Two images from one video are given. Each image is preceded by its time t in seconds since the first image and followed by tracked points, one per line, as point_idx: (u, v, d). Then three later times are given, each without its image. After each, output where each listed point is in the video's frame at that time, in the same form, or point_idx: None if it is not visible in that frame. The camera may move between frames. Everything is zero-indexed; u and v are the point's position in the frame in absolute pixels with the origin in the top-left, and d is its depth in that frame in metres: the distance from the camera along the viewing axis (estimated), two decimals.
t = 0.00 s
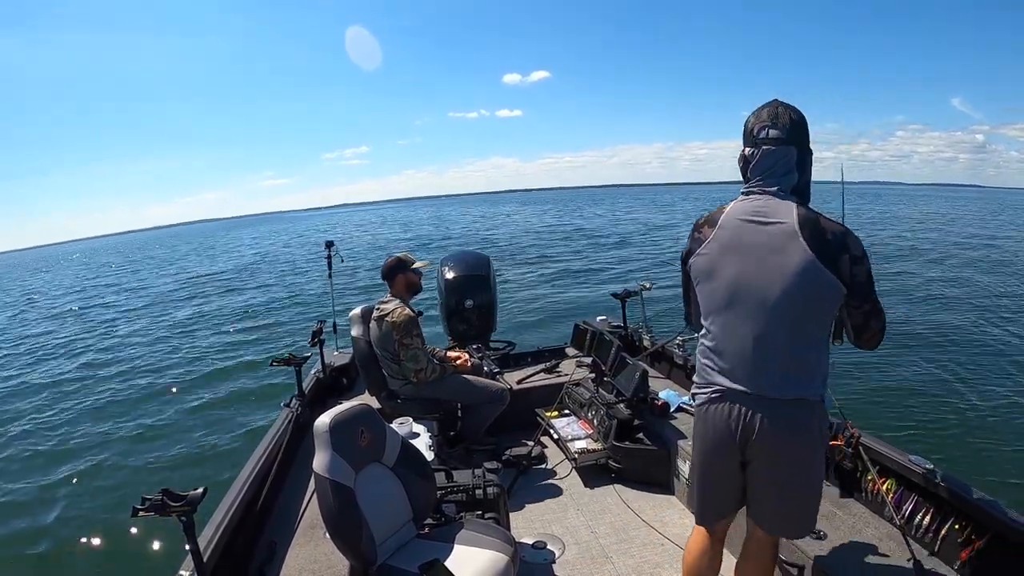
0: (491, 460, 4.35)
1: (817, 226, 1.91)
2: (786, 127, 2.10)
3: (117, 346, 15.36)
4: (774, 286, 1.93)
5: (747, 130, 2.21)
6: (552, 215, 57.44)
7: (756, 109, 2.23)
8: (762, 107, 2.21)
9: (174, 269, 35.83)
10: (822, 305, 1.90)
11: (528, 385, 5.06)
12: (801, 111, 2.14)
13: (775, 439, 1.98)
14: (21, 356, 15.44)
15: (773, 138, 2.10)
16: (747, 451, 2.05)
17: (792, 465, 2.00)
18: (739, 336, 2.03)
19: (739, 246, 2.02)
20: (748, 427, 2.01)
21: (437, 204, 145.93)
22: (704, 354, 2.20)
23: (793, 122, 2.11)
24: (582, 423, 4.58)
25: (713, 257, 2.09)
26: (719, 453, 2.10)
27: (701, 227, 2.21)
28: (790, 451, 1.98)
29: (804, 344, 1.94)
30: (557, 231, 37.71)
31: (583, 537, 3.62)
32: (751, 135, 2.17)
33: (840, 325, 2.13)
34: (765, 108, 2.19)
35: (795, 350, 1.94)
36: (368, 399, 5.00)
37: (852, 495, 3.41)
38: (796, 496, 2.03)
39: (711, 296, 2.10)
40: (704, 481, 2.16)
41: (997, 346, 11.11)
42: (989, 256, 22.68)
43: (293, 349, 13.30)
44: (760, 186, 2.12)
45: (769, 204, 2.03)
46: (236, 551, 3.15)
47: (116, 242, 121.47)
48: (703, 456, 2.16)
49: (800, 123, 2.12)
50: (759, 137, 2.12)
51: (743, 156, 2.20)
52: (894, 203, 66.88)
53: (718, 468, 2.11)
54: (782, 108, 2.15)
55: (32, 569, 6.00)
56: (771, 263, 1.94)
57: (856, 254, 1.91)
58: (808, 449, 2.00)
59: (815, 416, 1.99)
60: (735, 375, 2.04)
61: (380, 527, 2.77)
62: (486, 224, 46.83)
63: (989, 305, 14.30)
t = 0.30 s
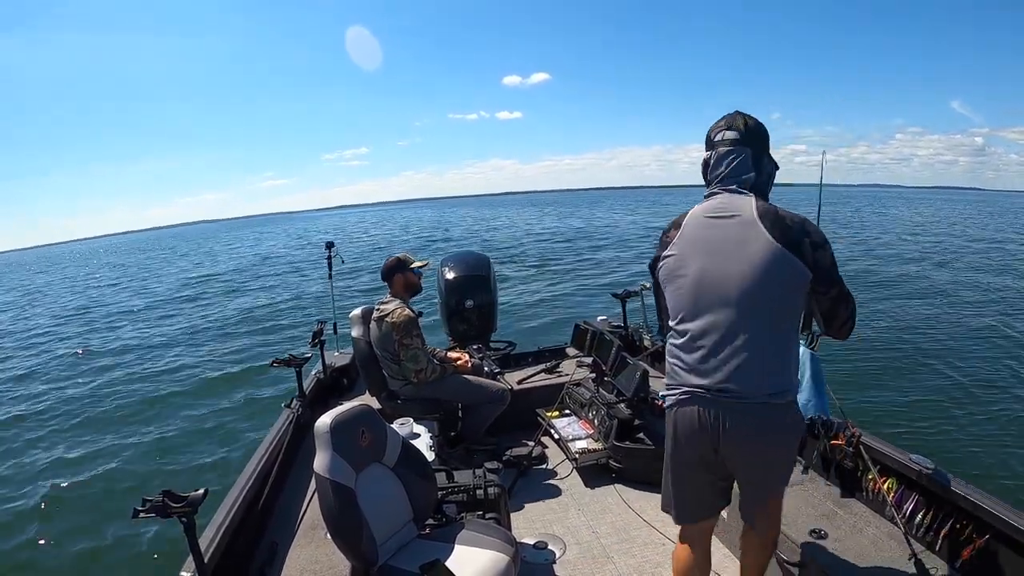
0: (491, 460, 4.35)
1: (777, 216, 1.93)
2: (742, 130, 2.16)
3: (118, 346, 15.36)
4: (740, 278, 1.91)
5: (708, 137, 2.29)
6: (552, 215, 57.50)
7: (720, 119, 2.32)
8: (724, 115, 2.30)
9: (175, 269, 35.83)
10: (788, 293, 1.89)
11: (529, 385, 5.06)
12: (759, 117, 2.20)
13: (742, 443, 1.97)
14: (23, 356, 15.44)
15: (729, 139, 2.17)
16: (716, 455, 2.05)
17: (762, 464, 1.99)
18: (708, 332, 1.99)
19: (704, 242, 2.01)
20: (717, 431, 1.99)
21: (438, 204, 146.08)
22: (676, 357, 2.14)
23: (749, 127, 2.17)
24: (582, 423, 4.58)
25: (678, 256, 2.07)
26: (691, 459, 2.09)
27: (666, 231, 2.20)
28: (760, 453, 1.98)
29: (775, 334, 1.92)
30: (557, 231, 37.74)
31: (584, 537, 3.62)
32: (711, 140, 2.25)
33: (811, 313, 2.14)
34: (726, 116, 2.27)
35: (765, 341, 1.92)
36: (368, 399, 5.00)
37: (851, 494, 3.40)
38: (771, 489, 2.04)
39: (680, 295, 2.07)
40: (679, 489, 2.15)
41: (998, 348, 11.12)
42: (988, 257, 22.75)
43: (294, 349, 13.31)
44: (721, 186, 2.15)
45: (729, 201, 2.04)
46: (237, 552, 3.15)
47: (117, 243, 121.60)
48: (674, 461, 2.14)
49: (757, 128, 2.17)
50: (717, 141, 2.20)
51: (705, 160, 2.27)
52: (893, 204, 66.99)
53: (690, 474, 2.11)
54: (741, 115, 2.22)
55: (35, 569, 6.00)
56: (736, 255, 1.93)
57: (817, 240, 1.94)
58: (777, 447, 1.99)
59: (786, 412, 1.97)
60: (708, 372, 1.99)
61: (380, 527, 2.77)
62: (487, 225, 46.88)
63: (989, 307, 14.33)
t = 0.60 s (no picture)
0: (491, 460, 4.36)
1: (750, 213, 1.98)
2: (721, 140, 2.29)
3: (117, 345, 15.35)
4: (717, 274, 1.95)
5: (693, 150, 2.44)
6: (552, 216, 57.50)
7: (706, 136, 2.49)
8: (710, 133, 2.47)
9: (174, 267, 35.78)
10: (767, 285, 1.91)
11: (529, 385, 5.07)
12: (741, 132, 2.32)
13: (741, 443, 1.97)
14: (22, 354, 15.40)
15: (709, 146, 2.31)
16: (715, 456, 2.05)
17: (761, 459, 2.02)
18: (692, 331, 2.01)
19: (683, 244, 2.05)
20: (715, 434, 1.98)
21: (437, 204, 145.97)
22: (663, 361, 2.14)
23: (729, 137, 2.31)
24: (582, 424, 4.58)
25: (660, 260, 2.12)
26: (690, 462, 2.09)
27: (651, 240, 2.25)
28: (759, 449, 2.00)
29: (759, 326, 1.92)
30: (558, 232, 37.70)
31: (584, 538, 3.62)
32: (694, 150, 2.40)
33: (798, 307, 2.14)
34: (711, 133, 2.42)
35: (747, 336, 1.93)
36: (368, 399, 5.01)
37: (851, 496, 3.40)
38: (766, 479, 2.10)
39: (662, 298, 2.10)
40: (682, 492, 2.15)
41: (999, 353, 11.11)
42: (987, 262, 22.81)
43: (294, 349, 13.30)
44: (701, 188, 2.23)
45: (706, 204, 2.10)
46: (236, 552, 3.15)
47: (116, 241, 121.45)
48: (675, 464, 2.14)
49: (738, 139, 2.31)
50: (697, 150, 2.35)
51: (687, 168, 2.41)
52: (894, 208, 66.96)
53: (692, 476, 2.10)
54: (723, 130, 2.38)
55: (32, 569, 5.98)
56: (712, 251, 1.97)
57: (792, 230, 1.98)
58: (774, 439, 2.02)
59: (778, 409, 1.98)
60: (694, 370, 2.00)
61: (379, 527, 2.77)
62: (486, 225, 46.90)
63: (988, 311, 14.37)
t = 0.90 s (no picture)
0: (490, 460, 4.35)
1: (746, 212, 1.98)
2: (711, 139, 2.28)
3: (116, 343, 15.33)
4: (714, 275, 1.94)
5: (683, 150, 2.43)
6: (551, 215, 57.48)
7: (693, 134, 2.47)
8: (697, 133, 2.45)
9: (174, 266, 35.69)
10: (764, 284, 1.91)
11: (528, 385, 5.07)
12: (729, 132, 2.33)
13: (742, 441, 1.97)
14: (21, 352, 15.39)
15: (702, 146, 2.29)
16: (717, 455, 2.06)
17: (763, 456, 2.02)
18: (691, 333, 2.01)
19: (679, 245, 2.04)
20: (716, 434, 1.98)
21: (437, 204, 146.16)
22: (661, 362, 2.14)
23: (719, 135, 2.30)
24: (581, 423, 4.59)
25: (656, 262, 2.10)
26: (691, 461, 2.09)
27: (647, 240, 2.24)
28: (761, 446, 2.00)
29: (755, 325, 1.93)
30: (559, 232, 37.65)
31: (583, 538, 3.63)
32: (684, 149, 2.38)
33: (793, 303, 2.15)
34: (699, 132, 2.41)
35: (745, 337, 1.92)
36: (367, 399, 5.01)
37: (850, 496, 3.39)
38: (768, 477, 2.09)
39: (660, 299, 2.09)
40: (685, 492, 2.15)
41: (1001, 353, 11.07)
42: (986, 262, 22.82)
43: (293, 348, 13.28)
44: (694, 188, 2.22)
45: (701, 203, 2.09)
46: (235, 552, 3.15)
47: (116, 240, 121.54)
48: (676, 464, 2.15)
49: (728, 138, 2.30)
50: (688, 150, 2.34)
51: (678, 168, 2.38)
52: (895, 207, 66.89)
53: (694, 476, 2.11)
54: (711, 130, 2.37)
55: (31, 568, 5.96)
56: (709, 251, 1.96)
57: (787, 226, 1.98)
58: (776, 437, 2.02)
59: (779, 408, 1.98)
60: (694, 371, 2.00)
61: (379, 527, 2.77)
62: (486, 224, 46.85)
63: (987, 311, 14.38)
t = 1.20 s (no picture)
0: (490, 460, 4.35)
1: (764, 217, 1.92)
2: (727, 133, 2.13)
3: (117, 343, 15.35)
4: (727, 277, 1.91)
5: (691, 139, 2.24)
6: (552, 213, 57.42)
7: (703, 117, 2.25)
8: (706, 118, 2.25)
9: (175, 266, 35.74)
10: (776, 292, 1.88)
11: (528, 385, 5.06)
12: (743, 118, 2.17)
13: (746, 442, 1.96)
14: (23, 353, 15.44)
15: (715, 143, 2.13)
16: (723, 454, 2.04)
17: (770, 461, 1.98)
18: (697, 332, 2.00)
19: (691, 242, 1.99)
20: (722, 433, 1.98)
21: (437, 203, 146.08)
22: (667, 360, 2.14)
23: (734, 129, 2.13)
24: (582, 423, 4.58)
25: (667, 260, 2.05)
26: (697, 461, 2.09)
27: (653, 231, 2.17)
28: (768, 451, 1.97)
29: (766, 334, 1.92)
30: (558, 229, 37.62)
31: (584, 538, 3.63)
32: (696, 141, 2.19)
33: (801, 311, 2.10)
34: (710, 117, 2.22)
35: (753, 342, 1.92)
36: (368, 399, 5.01)
37: (854, 495, 3.43)
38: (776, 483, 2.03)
39: (670, 299, 2.06)
40: (691, 493, 2.14)
41: (1002, 349, 11.04)
42: (986, 256, 22.80)
43: (293, 347, 13.29)
44: (706, 187, 2.11)
45: (717, 202, 2.02)
46: (236, 552, 3.15)
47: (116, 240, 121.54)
48: (681, 463, 2.15)
49: (742, 130, 2.14)
50: (701, 143, 2.15)
51: (687, 161, 2.21)
52: (895, 203, 66.84)
53: (698, 475, 2.10)
54: (724, 117, 2.17)
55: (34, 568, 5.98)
56: (725, 256, 1.92)
57: (803, 236, 1.92)
58: (784, 440, 1.99)
59: (784, 411, 1.96)
60: (702, 373, 2.00)
61: (379, 526, 2.77)
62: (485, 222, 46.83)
63: (987, 306, 14.37)
